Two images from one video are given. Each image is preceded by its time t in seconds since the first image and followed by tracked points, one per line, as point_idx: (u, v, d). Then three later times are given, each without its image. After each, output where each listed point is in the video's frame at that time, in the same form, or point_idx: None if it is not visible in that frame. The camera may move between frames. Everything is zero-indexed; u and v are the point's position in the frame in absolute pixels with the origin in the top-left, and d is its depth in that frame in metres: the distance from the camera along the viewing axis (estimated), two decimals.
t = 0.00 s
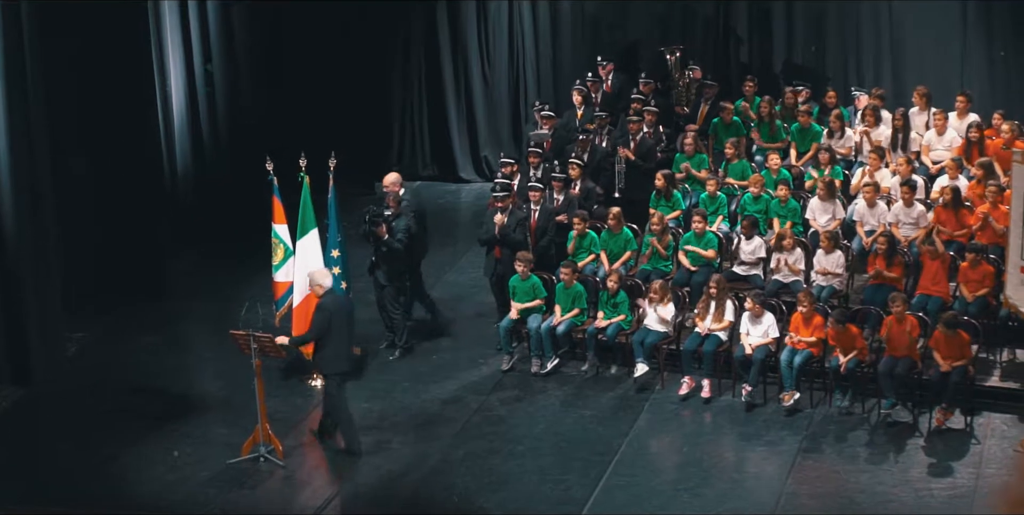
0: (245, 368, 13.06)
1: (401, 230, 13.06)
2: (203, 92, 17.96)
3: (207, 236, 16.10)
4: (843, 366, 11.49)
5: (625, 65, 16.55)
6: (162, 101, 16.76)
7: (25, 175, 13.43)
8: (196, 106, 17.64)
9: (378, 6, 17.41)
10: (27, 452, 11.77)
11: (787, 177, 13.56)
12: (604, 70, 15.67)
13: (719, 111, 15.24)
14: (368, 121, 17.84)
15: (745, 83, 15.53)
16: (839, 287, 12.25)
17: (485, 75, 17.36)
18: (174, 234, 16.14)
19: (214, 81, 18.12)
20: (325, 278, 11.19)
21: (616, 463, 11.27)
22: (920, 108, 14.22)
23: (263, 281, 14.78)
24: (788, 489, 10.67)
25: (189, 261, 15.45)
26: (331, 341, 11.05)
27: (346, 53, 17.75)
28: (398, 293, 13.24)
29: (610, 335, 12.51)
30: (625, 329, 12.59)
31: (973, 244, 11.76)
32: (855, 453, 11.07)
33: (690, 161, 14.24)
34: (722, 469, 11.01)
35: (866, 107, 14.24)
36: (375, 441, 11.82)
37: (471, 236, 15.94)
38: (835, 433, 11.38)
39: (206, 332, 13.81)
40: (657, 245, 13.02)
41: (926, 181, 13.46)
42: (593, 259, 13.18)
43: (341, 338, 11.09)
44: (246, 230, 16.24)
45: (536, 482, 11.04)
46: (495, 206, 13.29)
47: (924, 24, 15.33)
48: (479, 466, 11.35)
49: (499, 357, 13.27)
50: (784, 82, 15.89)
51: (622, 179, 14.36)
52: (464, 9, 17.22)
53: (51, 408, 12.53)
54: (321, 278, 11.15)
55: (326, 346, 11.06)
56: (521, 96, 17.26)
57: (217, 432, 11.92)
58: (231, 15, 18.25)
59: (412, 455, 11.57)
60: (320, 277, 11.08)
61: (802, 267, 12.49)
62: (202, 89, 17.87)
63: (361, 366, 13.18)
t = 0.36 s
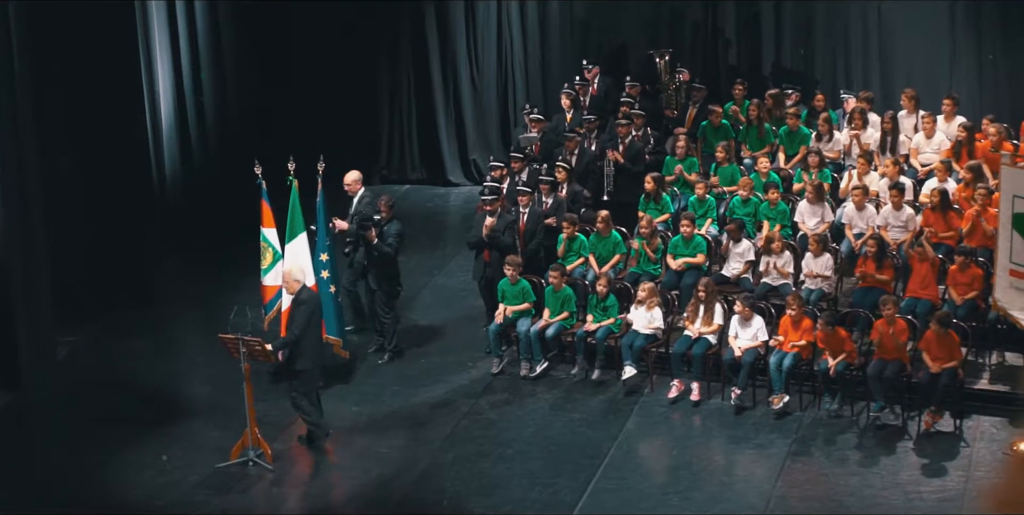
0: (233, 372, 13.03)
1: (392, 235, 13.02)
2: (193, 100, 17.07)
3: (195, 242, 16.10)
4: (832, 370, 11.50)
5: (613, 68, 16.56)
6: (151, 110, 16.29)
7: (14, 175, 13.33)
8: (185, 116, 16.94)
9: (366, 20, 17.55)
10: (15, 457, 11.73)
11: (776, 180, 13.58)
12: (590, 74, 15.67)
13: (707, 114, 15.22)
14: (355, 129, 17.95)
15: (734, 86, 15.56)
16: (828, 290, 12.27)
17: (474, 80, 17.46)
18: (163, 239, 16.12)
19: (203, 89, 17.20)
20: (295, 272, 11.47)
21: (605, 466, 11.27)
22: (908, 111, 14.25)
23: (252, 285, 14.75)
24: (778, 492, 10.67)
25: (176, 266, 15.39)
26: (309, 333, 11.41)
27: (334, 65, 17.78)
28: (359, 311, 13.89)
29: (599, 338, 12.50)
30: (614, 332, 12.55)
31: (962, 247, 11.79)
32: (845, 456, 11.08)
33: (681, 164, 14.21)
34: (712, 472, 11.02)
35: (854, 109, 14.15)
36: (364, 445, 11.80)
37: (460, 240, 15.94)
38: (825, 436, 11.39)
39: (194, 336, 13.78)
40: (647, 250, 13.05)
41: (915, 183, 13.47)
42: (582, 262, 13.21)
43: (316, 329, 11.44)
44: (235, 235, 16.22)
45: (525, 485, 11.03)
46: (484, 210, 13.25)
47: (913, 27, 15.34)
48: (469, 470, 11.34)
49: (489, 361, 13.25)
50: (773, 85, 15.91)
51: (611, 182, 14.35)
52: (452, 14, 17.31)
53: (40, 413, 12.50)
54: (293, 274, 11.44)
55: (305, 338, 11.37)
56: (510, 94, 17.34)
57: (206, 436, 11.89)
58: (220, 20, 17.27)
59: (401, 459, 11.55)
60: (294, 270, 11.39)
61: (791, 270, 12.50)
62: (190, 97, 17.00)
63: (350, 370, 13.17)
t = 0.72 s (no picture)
0: (229, 373, 13.04)
1: (389, 237, 12.97)
2: (187, 101, 16.84)
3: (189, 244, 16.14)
4: (828, 370, 11.53)
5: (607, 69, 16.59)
6: (145, 109, 16.35)
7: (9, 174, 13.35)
8: (179, 115, 16.76)
9: (366, 20, 17.36)
10: (10, 458, 11.74)
11: (771, 181, 13.57)
12: (584, 74, 15.76)
13: (702, 115, 15.28)
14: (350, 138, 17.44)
15: (729, 87, 15.61)
16: (824, 290, 12.28)
17: (469, 81, 17.52)
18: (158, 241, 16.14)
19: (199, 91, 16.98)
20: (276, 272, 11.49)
21: (601, 467, 11.28)
22: (902, 112, 14.28)
23: (248, 286, 14.76)
24: (773, 492, 10.69)
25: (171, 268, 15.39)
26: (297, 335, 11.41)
27: (332, 67, 17.28)
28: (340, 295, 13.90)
29: (594, 339, 12.52)
30: (609, 332, 12.58)
31: (957, 248, 11.79)
32: (840, 456, 11.10)
33: (677, 165, 14.22)
34: (707, 473, 11.04)
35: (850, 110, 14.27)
36: (359, 445, 11.81)
37: (455, 241, 15.95)
38: (820, 436, 11.42)
39: (190, 337, 13.78)
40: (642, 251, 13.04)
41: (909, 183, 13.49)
42: (577, 263, 13.21)
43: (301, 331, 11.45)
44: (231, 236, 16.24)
45: (521, 486, 11.05)
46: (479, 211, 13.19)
47: (906, 28, 15.39)
48: (465, 471, 11.35)
49: (485, 361, 13.26)
50: (767, 86, 15.94)
51: (606, 182, 14.41)
52: (445, 16, 17.35)
53: (35, 414, 12.50)
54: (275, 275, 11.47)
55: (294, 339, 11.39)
56: (505, 96, 17.40)
57: (202, 437, 11.89)
58: (217, 20, 17.00)
59: (397, 459, 11.56)
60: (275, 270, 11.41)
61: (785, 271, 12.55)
62: (185, 96, 16.77)
63: (347, 371, 13.18)
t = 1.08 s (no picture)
0: (232, 371, 13.07)
1: (394, 237, 12.98)
2: (192, 97, 16.89)
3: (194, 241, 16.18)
4: (829, 369, 11.55)
5: (608, 68, 16.62)
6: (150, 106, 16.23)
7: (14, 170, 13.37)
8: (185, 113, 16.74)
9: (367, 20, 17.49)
10: (12, 456, 11.78)
11: (773, 180, 13.63)
12: (587, 74, 15.77)
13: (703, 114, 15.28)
14: (353, 136, 17.67)
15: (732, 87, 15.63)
16: (826, 289, 12.31)
17: (473, 79, 17.58)
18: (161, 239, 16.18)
19: (202, 86, 17.05)
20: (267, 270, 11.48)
21: (603, 465, 11.30)
22: (905, 111, 14.30)
23: (251, 284, 14.80)
24: (775, 491, 10.71)
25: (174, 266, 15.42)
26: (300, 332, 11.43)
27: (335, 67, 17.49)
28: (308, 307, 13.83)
29: (597, 337, 12.54)
30: (612, 331, 12.61)
31: (958, 247, 11.82)
32: (842, 455, 11.13)
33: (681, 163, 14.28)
34: (709, 471, 11.06)
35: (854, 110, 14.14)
36: (362, 443, 11.85)
37: (459, 240, 15.98)
38: (821, 434, 11.44)
39: (193, 336, 13.82)
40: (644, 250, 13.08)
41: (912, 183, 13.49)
42: (580, 262, 13.25)
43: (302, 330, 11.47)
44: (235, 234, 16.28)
45: (523, 484, 11.07)
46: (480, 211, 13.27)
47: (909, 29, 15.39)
48: (467, 469, 11.37)
49: (488, 359, 13.29)
50: (769, 85, 15.96)
51: (608, 182, 14.44)
52: (450, 9, 17.37)
53: (38, 412, 12.54)
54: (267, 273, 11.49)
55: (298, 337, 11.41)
56: (508, 97, 17.49)
57: (205, 435, 11.93)
58: (219, 19, 17.14)
59: (399, 457, 11.59)
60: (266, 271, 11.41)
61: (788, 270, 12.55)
62: (189, 93, 16.82)
63: (350, 369, 13.21)
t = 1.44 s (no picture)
0: (245, 366, 13.14)
1: (406, 233, 12.98)
2: (203, 92, 17.28)
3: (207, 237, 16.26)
4: (840, 366, 11.58)
5: (619, 66, 16.65)
6: (161, 100, 16.46)
7: (26, 164, 13.51)
8: (197, 108, 17.13)
9: (375, 22, 17.51)
10: (26, 449, 11.87)
11: (785, 177, 13.63)
12: (599, 71, 15.70)
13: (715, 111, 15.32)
14: (362, 134, 17.83)
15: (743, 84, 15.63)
16: (837, 286, 12.33)
17: (485, 78, 17.58)
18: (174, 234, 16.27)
19: (214, 82, 17.42)
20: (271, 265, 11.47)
21: (614, 461, 11.34)
22: (916, 109, 14.30)
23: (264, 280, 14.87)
24: (785, 487, 10.73)
25: (187, 262, 15.50)
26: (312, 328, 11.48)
27: (343, 66, 17.58)
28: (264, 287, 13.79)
29: (608, 334, 12.59)
30: (623, 327, 12.64)
31: (969, 244, 11.83)
32: (853, 451, 11.14)
33: (691, 159, 14.25)
34: (720, 467, 11.09)
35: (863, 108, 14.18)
36: (374, 439, 11.90)
37: (471, 236, 16.03)
38: (832, 431, 11.46)
39: (206, 331, 13.89)
40: (655, 246, 13.10)
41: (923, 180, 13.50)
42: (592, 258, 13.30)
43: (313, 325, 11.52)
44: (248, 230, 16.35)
45: (534, 479, 11.11)
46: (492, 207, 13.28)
47: (921, 27, 15.39)
48: (478, 464, 11.42)
49: (499, 355, 13.33)
50: (781, 83, 15.96)
51: (620, 178, 14.48)
52: (462, 8, 17.36)
53: (51, 406, 12.63)
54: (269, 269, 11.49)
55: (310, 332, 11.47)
56: (520, 94, 17.44)
57: (218, 430, 11.99)
58: (232, 15, 17.43)
59: (411, 453, 11.64)
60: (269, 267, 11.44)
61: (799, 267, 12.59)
62: (201, 88, 17.22)
63: (362, 365, 13.26)
